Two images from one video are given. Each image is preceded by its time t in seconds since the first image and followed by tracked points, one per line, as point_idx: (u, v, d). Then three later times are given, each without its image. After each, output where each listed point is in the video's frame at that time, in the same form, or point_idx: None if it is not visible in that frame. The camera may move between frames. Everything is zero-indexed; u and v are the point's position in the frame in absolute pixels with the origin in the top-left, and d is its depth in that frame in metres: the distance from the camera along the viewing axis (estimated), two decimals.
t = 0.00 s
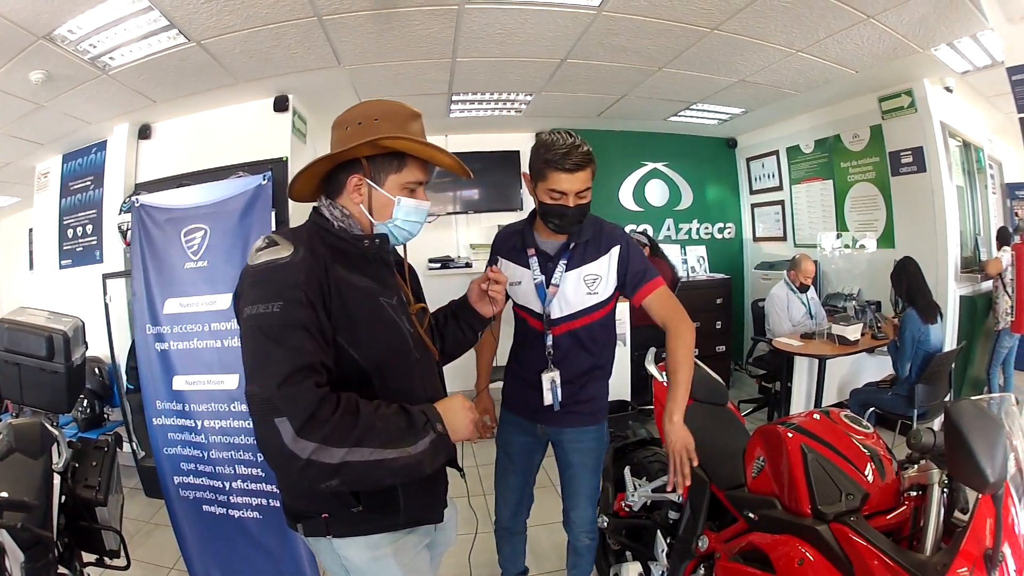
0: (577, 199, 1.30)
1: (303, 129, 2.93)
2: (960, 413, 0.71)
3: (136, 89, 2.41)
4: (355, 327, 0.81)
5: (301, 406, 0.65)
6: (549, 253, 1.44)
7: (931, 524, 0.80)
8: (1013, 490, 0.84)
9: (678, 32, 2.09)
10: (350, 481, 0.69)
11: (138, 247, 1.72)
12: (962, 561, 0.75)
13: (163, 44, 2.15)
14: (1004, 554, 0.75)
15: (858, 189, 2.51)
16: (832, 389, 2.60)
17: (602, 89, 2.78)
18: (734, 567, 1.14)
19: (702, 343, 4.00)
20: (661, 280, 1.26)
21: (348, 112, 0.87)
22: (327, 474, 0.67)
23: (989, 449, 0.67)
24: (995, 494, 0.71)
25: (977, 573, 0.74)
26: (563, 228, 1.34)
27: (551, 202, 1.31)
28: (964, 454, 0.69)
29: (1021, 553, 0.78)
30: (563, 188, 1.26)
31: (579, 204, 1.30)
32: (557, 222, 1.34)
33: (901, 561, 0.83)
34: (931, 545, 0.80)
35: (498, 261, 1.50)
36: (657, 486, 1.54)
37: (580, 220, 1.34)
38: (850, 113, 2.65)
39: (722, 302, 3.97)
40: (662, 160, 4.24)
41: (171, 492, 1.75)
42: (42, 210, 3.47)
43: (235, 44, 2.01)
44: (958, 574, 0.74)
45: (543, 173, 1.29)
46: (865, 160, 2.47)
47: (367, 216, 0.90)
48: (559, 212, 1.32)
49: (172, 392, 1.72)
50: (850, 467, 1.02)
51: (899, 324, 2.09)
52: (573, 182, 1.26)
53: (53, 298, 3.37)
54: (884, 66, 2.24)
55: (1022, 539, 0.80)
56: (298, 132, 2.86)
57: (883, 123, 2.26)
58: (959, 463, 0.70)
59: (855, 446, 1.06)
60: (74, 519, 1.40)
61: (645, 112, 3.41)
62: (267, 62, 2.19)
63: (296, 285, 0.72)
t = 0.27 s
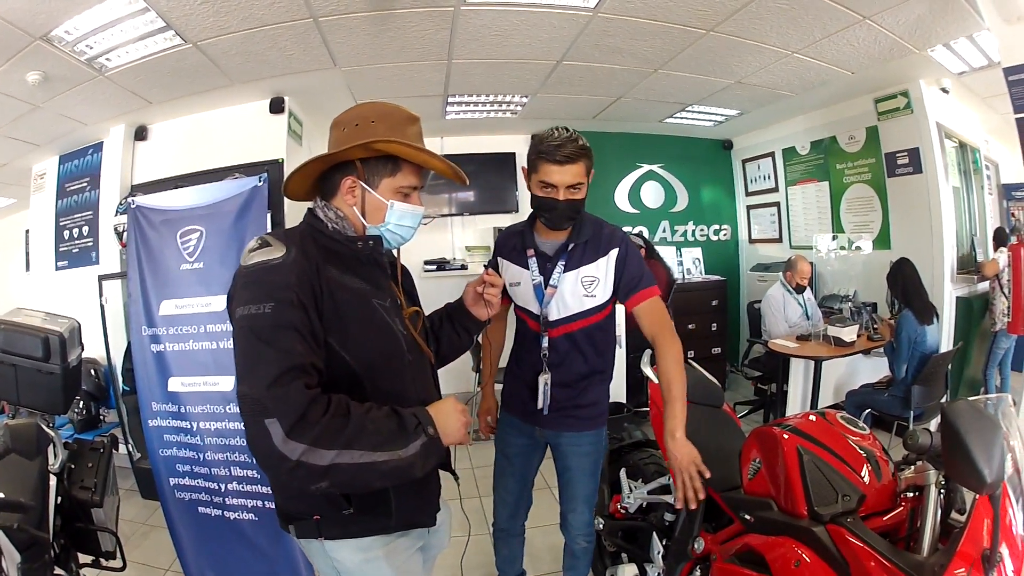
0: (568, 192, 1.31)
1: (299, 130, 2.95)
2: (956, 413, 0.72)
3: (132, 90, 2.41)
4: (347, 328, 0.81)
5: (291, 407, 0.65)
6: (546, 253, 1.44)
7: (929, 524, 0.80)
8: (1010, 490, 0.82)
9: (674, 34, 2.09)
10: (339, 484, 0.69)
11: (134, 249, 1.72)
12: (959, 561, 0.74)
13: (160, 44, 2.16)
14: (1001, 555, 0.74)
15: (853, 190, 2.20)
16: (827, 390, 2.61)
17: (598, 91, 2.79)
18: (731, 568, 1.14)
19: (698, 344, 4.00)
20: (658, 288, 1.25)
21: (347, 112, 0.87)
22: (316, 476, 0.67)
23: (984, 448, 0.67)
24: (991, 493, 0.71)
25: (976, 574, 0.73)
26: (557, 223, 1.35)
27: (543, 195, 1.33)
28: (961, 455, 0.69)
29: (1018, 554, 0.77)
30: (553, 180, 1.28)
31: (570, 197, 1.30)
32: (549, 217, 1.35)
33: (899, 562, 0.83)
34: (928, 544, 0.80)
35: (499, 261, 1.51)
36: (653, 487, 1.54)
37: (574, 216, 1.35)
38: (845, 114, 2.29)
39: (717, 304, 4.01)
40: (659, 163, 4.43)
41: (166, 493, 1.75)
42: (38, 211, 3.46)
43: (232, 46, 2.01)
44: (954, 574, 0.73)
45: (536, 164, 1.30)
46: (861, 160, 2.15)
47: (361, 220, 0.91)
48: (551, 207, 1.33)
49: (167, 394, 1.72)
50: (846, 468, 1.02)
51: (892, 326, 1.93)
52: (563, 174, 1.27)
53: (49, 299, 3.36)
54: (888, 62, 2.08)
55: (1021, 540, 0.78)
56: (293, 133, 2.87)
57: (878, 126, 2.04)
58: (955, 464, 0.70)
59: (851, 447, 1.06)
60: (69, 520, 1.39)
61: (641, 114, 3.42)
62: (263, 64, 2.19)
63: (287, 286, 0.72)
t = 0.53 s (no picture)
0: (565, 181, 1.32)
1: (300, 129, 2.93)
2: (957, 414, 0.71)
3: (133, 88, 2.41)
4: (348, 326, 0.81)
5: (290, 406, 0.65)
6: (549, 250, 1.44)
7: (928, 526, 0.80)
8: (1009, 491, 0.82)
9: (676, 34, 2.09)
10: (338, 482, 0.69)
11: (135, 246, 1.72)
12: (959, 562, 0.74)
13: (161, 43, 2.15)
14: (1002, 556, 0.73)
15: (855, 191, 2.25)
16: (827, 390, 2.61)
17: (599, 90, 2.78)
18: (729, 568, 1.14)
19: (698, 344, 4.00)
20: (657, 288, 1.30)
21: (344, 109, 0.87)
22: (316, 475, 0.67)
23: (984, 449, 0.67)
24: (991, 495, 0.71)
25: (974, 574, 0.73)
26: (557, 215, 1.36)
27: (541, 185, 1.34)
28: (962, 457, 0.69)
29: (1017, 555, 0.76)
30: (550, 170, 1.30)
31: (568, 187, 1.32)
32: (548, 208, 1.36)
33: (898, 562, 0.83)
34: (928, 545, 0.80)
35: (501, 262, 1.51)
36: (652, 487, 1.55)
37: (574, 207, 1.36)
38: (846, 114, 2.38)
39: (719, 304, 3.98)
40: (659, 162, 4.37)
41: (166, 491, 1.75)
42: (39, 208, 3.46)
43: (233, 44, 2.01)
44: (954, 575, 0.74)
45: (535, 158, 1.33)
46: (862, 161, 2.21)
47: (366, 216, 0.90)
48: (550, 198, 1.33)
49: (168, 392, 1.72)
50: (846, 468, 1.02)
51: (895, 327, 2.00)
52: (561, 164, 1.30)
53: (49, 296, 3.36)
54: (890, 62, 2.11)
55: (1021, 542, 0.78)
56: (295, 132, 2.87)
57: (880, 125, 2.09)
58: (956, 466, 0.70)
59: (851, 447, 1.05)
60: (69, 518, 1.39)
61: (643, 114, 3.41)
62: (264, 62, 2.19)
63: (288, 284, 0.72)
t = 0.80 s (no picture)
0: (558, 177, 1.33)
1: (298, 127, 2.94)
2: (952, 416, 0.71)
3: (132, 85, 2.40)
4: (344, 326, 0.81)
5: (286, 407, 0.65)
6: (544, 249, 1.44)
7: (923, 527, 0.82)
8: (1006, 494, 0.82)
9: (676, 35, 2.09)
10: (335, 482, 0.69)
11: (132, 244, 1.72)
12: (954, 565, 0.75)
13: (159, 40, 2.10)
14: (997, 559, 0.74)
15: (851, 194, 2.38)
16: (823, 393, 2.61)
17: (598, 91, 2.79)
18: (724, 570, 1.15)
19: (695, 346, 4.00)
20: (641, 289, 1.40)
21: (330, 108, 0.87)
22: (313, 475, 0.67)
23: (979, 453, 0.67)
24: (987, 497, 0.71)
25: None
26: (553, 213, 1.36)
27: (533, 182, 1.34)
28: (958, 459, 0.69)
29: (1013, 558, 0.77)
30: (543, 166, 1.31)
31: (559, 183, 1.33)
32: (541, 206, 1.35)
33: (894, 565, 0.84)
34: (923, 548, 0.82)
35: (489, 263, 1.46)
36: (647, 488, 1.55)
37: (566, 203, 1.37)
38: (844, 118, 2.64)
39: (715, 305, 3.98)
40: (655, 163, 4.24)
41: (161, 489, 1.74)
42: (36, 205, 3.45)
43: (231, 42, 2.01)
44: None
45: (525, 157, 1.34)
46: (860, 164, 2.34)
47: (372, 207, 0.93)
48: (542, 194, 1.33)
49: (163, 389, 1.72)
50: (841, 470, 1.02)
51: (891, 328, 1.97)
52: (553, 160, 1.32)
53: (46, 293, 3.35)
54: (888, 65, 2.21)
55: (1017, 544, 0.78)
56: (292, 130, 2.87)
57: (877, 129, 2.22)
58: (953, 468, 0.70)
59: (847, 450, 1.06)
60: (64, 515, 1.39)
61: (641, 115, 3.42)
62: (263, 60, 2.19)
63: (284, 283, 0.72)
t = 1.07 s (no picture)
0: (548, 179, 1.38)
1: (303, 133, 2.92)
2: (961, 411, 0.71)
3: (134, 94, 2.41)
4: (356, 330, 0.81)
5: (301, 413, 0.65)
6: (535, 245, 1.48)
7: (933, 523, 0.80)
8: (1013, 488, 0.83)
9: (677, 32, 2.10)
10: (352, 487, 0.69)
11: (139, 252, 1.73)
12: (964, 559, 0.75)
13: (161, 48, 2.15)
14: (1005, 553, 0.76)
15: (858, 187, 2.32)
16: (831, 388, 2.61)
17: (599, 90, 2.78)
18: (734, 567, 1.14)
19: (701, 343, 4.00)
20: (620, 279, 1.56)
21: (333, 114, 0.88)
22: (329, 480, 0.68)
23: (988, 447, 0.67)
24: (995, 492, 0.71)
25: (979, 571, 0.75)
26: (541, 213, 1.40)
27: (523, 184, 1.37)
28: (965, 454, 0.69)
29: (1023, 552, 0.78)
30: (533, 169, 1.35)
31: (551, 184, 1.37)
32: (535, 209, 1.39)
33: (903, 560, 0.84)
34: (934, 543, 0.81)
35: (480, 263, 1.46)
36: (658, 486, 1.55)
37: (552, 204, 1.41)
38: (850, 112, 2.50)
39: (722, 302, 3.97)
40: (662, 161, 4.31)
41: (173, 495, 1.75)
42: (42, 214, 3.47)
43: (233, 48, 2.01)
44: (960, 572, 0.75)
45: (515, 159, 1.38)
46: (864, 157, 2.27)
47: (384, 209, 0.94)
48: (535, 195, 1.37)
49: (173, 396, 1.72)
50: (850, 465, 1.02)
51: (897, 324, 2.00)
52: (541, 162, 1.36)
53: (54, 302, 3.38)
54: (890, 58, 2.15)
55: None
56: (298, 135, 2.88)
57: (880, 122, 2.13)
58: (960, 463, 0.70)
59: (857, 445, 1.06)
60: (75, 522, 1.40)
61: (643, 113, 3.41)
62: (264, 66, 2.19)
63: (295, 290, 0.72)
